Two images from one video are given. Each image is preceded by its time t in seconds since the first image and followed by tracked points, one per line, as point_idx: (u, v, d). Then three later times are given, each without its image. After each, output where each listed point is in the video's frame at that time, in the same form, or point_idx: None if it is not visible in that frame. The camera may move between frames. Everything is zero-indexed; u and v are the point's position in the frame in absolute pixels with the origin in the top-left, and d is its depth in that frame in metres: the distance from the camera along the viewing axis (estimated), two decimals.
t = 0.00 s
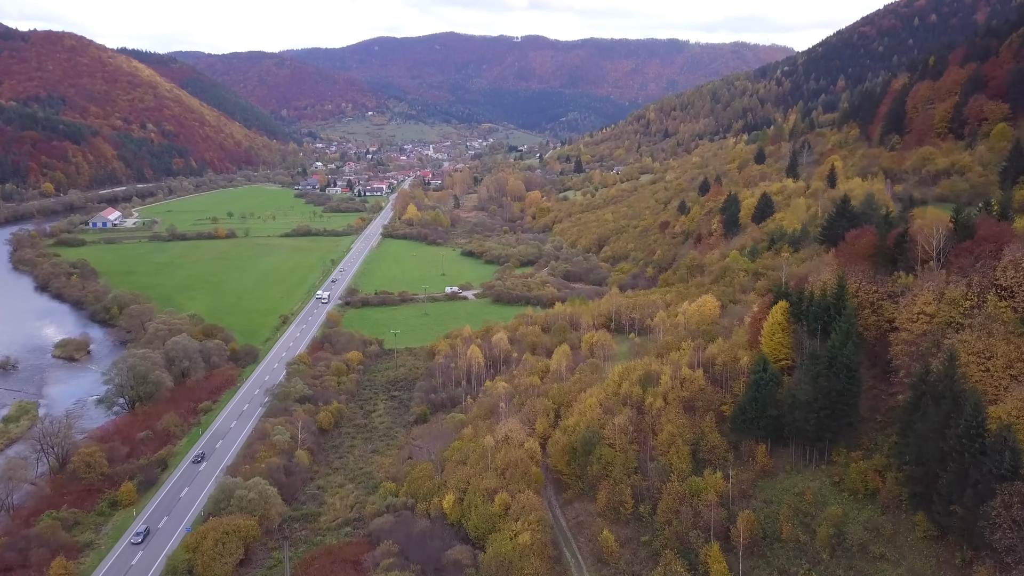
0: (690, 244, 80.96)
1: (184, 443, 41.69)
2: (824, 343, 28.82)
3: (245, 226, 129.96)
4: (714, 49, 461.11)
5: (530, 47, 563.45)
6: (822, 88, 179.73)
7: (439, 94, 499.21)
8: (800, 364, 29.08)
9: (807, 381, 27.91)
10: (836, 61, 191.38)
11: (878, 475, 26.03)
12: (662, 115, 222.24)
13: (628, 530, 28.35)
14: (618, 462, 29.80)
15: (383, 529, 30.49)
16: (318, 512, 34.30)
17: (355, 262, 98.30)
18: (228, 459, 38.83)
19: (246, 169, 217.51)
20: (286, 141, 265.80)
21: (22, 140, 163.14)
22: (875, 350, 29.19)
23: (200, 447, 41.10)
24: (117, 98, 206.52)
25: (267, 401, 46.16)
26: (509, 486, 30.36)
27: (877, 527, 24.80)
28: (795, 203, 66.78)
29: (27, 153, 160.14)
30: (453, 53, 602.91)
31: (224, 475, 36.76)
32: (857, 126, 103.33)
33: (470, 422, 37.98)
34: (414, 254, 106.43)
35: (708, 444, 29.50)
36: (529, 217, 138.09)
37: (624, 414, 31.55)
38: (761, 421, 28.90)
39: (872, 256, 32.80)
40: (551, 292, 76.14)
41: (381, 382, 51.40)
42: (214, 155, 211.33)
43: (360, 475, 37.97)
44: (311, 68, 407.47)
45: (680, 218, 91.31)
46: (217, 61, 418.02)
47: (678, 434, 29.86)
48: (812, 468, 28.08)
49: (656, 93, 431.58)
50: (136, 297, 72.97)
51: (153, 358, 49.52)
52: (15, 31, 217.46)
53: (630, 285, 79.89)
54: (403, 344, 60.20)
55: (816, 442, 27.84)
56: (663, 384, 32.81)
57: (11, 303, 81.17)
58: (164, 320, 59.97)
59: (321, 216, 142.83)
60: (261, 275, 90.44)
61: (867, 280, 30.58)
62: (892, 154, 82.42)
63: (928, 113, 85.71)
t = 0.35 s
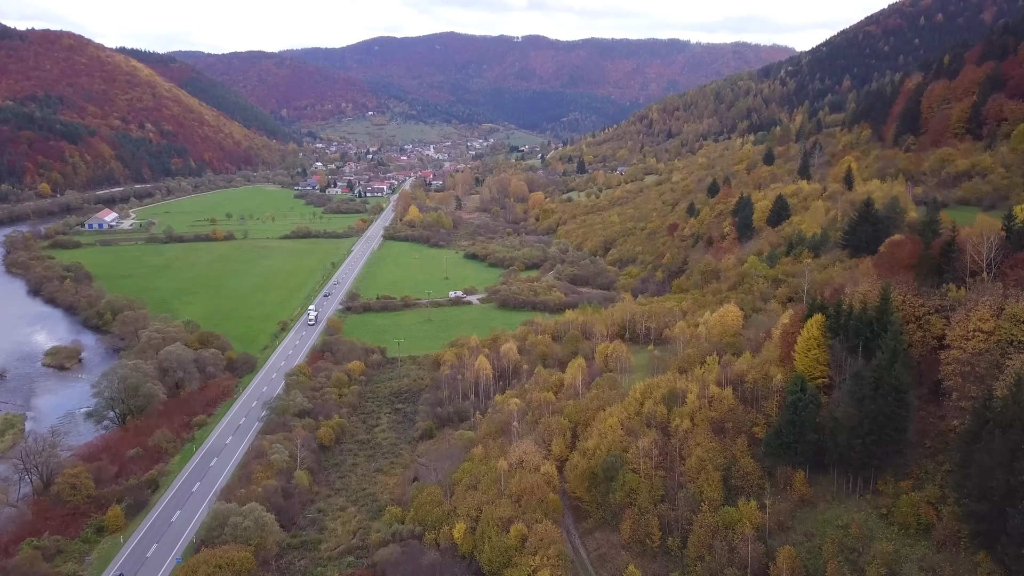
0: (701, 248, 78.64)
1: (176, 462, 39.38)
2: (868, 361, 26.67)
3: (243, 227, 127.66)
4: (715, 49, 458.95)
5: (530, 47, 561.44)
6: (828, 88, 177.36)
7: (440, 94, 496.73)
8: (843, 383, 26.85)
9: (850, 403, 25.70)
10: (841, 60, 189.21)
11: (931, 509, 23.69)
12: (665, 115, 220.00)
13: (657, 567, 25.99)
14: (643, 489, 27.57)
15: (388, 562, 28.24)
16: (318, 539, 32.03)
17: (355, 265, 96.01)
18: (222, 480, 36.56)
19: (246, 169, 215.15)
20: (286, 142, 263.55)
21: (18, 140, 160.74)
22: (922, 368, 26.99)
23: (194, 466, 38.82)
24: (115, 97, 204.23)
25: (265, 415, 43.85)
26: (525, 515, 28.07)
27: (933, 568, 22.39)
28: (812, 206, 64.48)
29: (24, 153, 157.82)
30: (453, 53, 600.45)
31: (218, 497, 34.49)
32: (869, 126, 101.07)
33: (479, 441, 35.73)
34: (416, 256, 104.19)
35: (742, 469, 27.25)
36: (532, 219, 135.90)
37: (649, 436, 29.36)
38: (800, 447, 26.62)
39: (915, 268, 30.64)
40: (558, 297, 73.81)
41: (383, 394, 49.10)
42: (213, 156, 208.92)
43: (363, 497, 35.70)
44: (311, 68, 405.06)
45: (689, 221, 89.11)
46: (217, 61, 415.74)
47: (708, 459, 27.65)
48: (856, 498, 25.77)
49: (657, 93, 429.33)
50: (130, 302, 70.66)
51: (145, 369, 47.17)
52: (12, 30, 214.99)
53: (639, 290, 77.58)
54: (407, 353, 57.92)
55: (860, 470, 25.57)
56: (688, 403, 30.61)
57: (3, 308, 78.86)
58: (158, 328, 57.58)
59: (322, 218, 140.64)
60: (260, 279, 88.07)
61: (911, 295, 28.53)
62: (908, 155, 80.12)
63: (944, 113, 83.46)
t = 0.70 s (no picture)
0: (713, 252, 76.43)
1: (168, 482, 37.10)
2: (918, 382, 24.58)
3: (242, 229, 125.44)
4: (716, 49, 456.96)
5: (531, 47, 559.53)
6: (834, 88, 175.27)
7: (440, 95, 494.35)
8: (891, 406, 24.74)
9: (901, 429, 23.54)
10: (846, 60, 187.14)
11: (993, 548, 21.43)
12: (668, 115, 217.86)
13: None
14: (673, 520, 25.34)
15: None
16: (319, 569, 29.85)
17: (356, 268, 93.85)
18: (217, 502, 34.33)
19: (245, 170, 212.90)
20: (285, 142, 261.34)
21: (15, 140, 158.44)
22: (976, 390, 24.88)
23: (187, 487, 36.61)
24: (114, 97, 201.97)
25: (263, 431, 41.64)
26: (544, 548, 25.81)
27: None
28: (829, 210, 62.28)
29: (20, 154, 155.53)
30: (454, 53, 598.06)
31: (213, 522, 32.36)
32: (880, 126, 98.89)
33: (492, 462, 33.55)
34: (418, 259, 101.99)
35: (780, 499, 25.00)
36: (536, 221, 133.74)
37: (678, 461, 27.22)
38: (844, 476, 24.39)
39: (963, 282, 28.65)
40: (566, 303, 71.59)
41: (387, 406, 46.89)
42: (211, 156, 206.69)
43: (366, 522, 33.51)
44: (311, 68, 402.79)
45: (698, 223, 86.95)
46: (216, 60, 413.34)
47: (743, 487, 25.45)
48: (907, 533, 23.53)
49: (658, 93, 427.35)
50: (125, 308, 68.47)
51: (137, 381, 44.91)
52: (9, 29, 212.62)
53: (648, 295, 75.43)
54: (411, 362, 55.73)
55: (912, 503, 23.33)
56: (719, 424, 28.43)
57: None
58: (152, 337, 55.36)
59: (322, 220, 138.49)
60: (258, 283, 85.88)
61: (963, 310, 26.53)
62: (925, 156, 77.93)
63: (961, 113, 81.27)
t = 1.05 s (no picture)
0: (726, 256, 74.19)
1: (160, 505, 34.80)
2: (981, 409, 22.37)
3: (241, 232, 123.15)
4: (717, 49, 455.05)
5: (531, 48, 557.52)
6: (840, 88, 173.15)
7: (440, 95, 491.85)
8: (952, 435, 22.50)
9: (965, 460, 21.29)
10: (851, 60, 185.05)
11: None
12: (672, 116, 215.67)
13: None
14: (710, 558, 22.98)
15: None
16: None
17: (358, 272, 91.58)
18: (212, 529, 32.00)
19: (245, 171, 210.59)
20: (285, 142, 259.03)
21: (11, 141, 156.01)
22: None
23: (180, 511, 34.27)
24: (112, 98, 199.67)
25: (262, 450, 39.35)
26: None
27: None
28: (850, 213, 60.00)
29: (16, 154, 153.12)
30: (454, 53, 595.64)
31: (207, 553, 30.06)
32: (893, 126, 96.66)
33: (507, 487, 31.28)
34: (421, 263, 99.75)
35: (829, 537, 22.63)
36: (539, 223, 131.59)
37: (713, 492, 24.99)
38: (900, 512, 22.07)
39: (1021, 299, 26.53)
40: (575, 308, 69.38)
41: (392, 420, 44.68)
42: (210, 157, 204.37)
43: (371, 551, 31.26)
44: (311, 68, 400.37)
45: (709, 226, 84.74)
46: (216, 60, 410.75)
47: (788, 522, 23.11)
48: None
49: (659, 94, 425.36)
50: (119, 315, 66.18)
51: (128, 396, 42.53)
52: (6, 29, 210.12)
53: (659, 301, 73.17)
54: (416, 372, 53.48)
55: (979, 545, 20.99)
56: (756, 451, 26.14)
57: None
58: (146, 346, 53.04)
59: (323, 222, 136.25)
60: (258, 287, 83.61)
61: None
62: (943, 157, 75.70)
63: (979, 112, 79.02)
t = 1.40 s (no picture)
0: (736, 259, 72.41)
1: (153, 525, 33.04)
2: None
3: (241, 233, 121.46)
4: (718, 50, 453.54)
5: (531, 48, 556.22)
6: (844, 87, 171.43)
7: (441, 95, 490.11)
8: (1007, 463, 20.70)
9: None
10: (856, 59, 183.32)
11: None
12: (674, 116, 214.03)
13: None
14: None
15: None
16: None
17: (360, 275, 89.93)
18: (206, 555, 30.17)
19: (245, 171, 209.04)
20: (285, 143, 257.34)
21: (8, 141, 154.11)
22: None
23: (173, 531, 32.45)
24: (111, 98, 197.88)
25: (260, 466, 37.50)
26: None
27: None
28: (866, 217, 58.20)
29: (14, 155, 151.34)
30: (454, 53, 593.79)
31: None
32: (905, 126, 94.75)
33: (520, 509, 29.56)
34: (423, 265, 98.03)
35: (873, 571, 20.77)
36: (542, 224, 129.96)
37: (745, 520, 23.25)
38: (950, 546, 20.21)
39: None
40: (582, 313, 67.64)
41: (396, 433, 42.91)
42: (210, 157, 202.70)
43: None
44: (312, 68, 398.71)
45: (717, 228, 83.08)
46: (216, 61, 408.86)
47: (829, 554, 21.27)
48: None
49: (660, 94, 423.86)
50: (114, 321, 64.45)
51: (120, 410, 40.67)
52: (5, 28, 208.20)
53: (668, 305, 71.42)
54: (420, 380, 51.75)
55: None
56: (789, 475, 24.37)
57: None
58: (141, 354, 51.27)
59: (323, 223, 134.62)
60: (257, 291, 81.90)
61: None
62: (958, 158, 73.82)
63: (994, 111, 77.11)
